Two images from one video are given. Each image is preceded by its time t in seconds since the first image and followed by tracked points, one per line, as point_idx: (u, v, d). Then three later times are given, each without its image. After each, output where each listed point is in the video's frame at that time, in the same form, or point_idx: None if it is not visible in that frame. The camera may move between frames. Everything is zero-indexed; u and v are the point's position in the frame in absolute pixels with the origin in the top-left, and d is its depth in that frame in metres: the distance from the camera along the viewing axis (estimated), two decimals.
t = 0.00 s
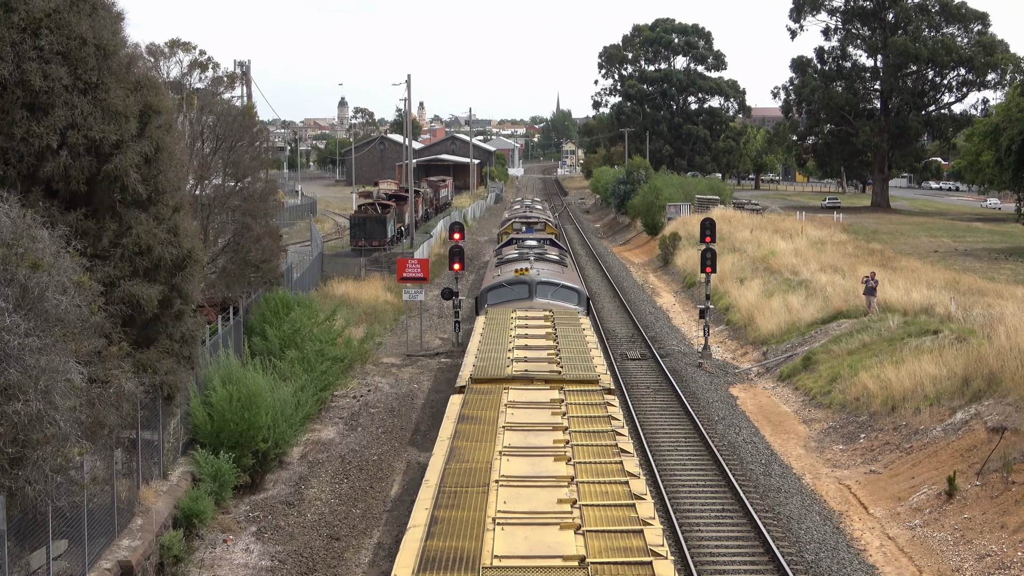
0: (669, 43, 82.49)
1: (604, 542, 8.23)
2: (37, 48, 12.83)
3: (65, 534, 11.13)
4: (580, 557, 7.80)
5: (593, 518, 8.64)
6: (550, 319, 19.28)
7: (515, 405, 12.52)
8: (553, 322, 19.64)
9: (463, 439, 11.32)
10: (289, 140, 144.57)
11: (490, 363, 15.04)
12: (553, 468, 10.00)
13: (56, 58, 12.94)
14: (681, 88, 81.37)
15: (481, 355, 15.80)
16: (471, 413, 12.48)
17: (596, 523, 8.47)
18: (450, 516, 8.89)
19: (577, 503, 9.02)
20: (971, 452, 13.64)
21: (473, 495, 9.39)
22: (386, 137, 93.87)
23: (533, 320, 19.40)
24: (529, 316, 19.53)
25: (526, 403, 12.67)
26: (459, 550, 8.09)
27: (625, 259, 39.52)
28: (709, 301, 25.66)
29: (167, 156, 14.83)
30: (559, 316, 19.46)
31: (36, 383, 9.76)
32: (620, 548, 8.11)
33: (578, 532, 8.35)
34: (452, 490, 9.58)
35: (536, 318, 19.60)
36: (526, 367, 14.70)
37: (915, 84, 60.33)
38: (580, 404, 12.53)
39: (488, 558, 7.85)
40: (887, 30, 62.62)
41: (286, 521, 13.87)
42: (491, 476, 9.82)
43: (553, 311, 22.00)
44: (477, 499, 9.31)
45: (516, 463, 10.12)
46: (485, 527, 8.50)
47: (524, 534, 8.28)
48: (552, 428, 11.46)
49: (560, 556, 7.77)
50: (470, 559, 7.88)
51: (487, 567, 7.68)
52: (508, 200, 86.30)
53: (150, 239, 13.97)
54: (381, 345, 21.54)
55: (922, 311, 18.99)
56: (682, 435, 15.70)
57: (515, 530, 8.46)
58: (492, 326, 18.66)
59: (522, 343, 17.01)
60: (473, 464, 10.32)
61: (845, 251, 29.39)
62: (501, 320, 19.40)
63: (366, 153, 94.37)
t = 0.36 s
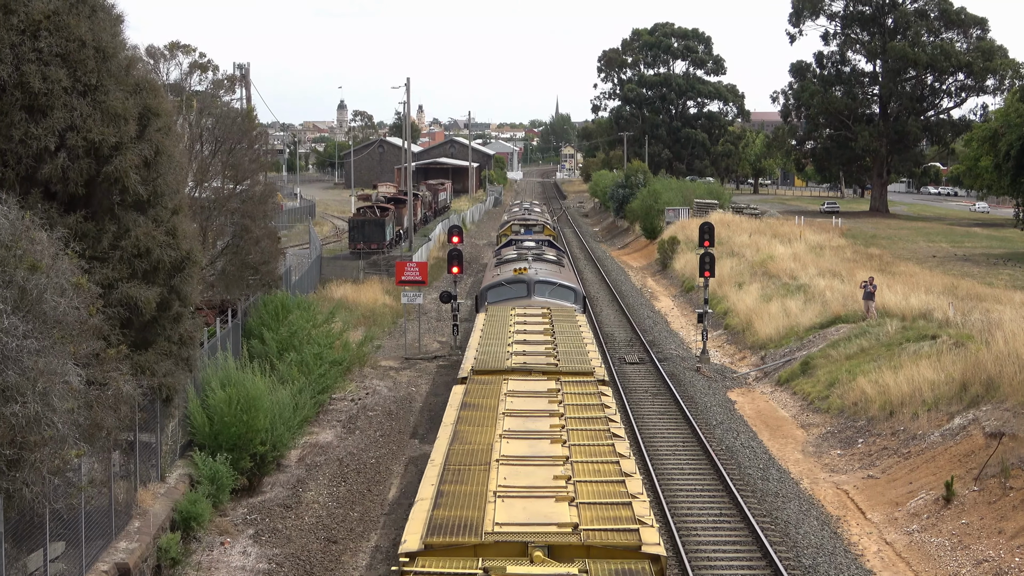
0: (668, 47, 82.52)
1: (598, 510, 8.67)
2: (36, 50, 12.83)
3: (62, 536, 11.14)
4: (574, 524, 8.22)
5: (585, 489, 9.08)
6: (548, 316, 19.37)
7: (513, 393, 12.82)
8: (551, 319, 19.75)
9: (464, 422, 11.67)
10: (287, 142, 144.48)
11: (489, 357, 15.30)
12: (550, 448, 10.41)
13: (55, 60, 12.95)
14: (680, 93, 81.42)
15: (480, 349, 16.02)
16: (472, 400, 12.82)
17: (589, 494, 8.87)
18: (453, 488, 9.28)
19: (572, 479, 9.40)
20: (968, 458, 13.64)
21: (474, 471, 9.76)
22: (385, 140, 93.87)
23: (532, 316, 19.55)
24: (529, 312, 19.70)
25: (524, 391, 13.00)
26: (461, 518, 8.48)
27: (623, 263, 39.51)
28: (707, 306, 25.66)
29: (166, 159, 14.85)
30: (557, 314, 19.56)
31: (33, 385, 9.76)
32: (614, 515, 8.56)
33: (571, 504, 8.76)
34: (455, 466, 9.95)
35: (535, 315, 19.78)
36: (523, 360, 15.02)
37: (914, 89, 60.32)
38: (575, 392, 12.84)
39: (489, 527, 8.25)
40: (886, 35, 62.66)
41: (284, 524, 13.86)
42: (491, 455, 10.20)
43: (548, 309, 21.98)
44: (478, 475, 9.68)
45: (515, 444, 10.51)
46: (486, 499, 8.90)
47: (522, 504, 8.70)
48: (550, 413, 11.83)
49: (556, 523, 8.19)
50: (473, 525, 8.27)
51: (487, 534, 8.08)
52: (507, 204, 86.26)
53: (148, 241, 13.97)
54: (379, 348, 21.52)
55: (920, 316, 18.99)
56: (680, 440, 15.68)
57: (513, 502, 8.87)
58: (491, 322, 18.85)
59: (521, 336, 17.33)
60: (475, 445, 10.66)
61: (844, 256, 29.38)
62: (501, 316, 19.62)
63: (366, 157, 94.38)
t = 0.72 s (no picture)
0: (666, 49, 82.52)
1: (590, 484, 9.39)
2: (33, 49, 12.84)
3: (58, 536, 11.14)
4: (567, 493, 9.04)
5: (578, 463, 9.84)
6: (545, 312, 19.50)
7: (511, 381, 13.42)
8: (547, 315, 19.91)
9: (466, 406, 12.32)
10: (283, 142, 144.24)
11: (488, 348, 15.78)
12: (545, 429, 11.11)
13: (52, 60, 12.96)
14: (677, 94, 81.48)
15: (479, 340, 16.48)
16: (473, 385, 13.47)
17: (581, 468, 9.65)
18: (456, 463, 10.00)
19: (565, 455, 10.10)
20: (965, 459, 13.65)
21: (475, 449, 10.45)
22: (382, 140, 93.84)
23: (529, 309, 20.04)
24: (525, 308, 19.91)
25: (521, 378, 13.63)
26: (464, 488, 9.21)
27: (620, 264, 39.50)
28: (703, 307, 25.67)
29: (163, 158, 14.83)
30: (553, 310, 19.73)
31: (29, 385, 9.76)
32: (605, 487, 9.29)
33: (565, 477, 9.52)
34: (456, 445, 10.62)
35: (532, 310, 20.06)
36: (521, 351, 15.58)
37: (911, 91, 60.35)
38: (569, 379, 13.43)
39: (489, 496, 8.98)
40: (883, 36, 62.70)
41: (280, 524, 13.86)
42: (491, 435, 10.88)
43: (545, 304, 21.99)
44: (479, 452, 10.39)
45: (514, 425, 11.19)
46: (487, 472, 9.64)
47: (520, 477, 9.42)
48: (545, 398, 12.43)
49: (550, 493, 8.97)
50: (474, 495, 8.99)
51: (487, 502, 8.82)
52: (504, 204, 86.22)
53: (145, 240, 13.96)
54: (376, 348, 21.53)
55: (917, 317, 18.99)
56: (675, 441, 15.66)
57: (511, 476, 9.59)
58: (488, 316, 19.17)
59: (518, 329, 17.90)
60: (474, 426, 11.31)
61: (840, 257, 29.39)
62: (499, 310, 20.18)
63: (363, 158, 94.22)
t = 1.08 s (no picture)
0: (661, 52, 82.52)
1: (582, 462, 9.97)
2: (29, 52, 12.87)
3: (53, 539, 11.14)
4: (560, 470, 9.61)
5: (571, 444, 10.41)
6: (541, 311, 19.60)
7: (505, 371, 13.90)
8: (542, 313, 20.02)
9: (466, 394, 12.87)
10: (279, 145, 144.22)
11: (485, 340, 16.23)
12: (540, 414, 11.68)
13: (48, 63, 12.97)
14: (672, 97, 81.54)
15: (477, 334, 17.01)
16: (472, 374, 14.03)
17: (573, 448, 10.19)
18: (456, 445, 10.59)
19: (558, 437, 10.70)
20: (960, 462, 13.65)
21: (474, 431, 11.01)
22: (378, 142, 93.83)
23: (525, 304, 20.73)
24: (521, 307, 20.02)
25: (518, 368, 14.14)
26: (464, 465, 9.81)
27: (616, 267, 39.53)
28: (699, 310, 25.66)
29: (159, 162, 14.83)
30: (547, 309, 19.80)
31: (25, 388, 9.75)
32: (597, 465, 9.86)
33: (558, 456, 10.06)
34: (458, 429, 11.18)
35: (527, 308, 20.28)
36: (517, 341, 16.09)
37: (907, 94, 60.41)
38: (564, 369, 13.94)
39: (486, 473, 9.55)
40: (879, 39, 62.77)
41: (275, 527, 13.85)
42: (490, 420, 11.44)
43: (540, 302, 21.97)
44: (478, 434, 10.97)
45: (509, 411, 11.76)
46: (485, 451, 10.19)
47: (516, 456, 9.98)
48: (541, 397, 12.42)
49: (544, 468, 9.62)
50: (474, 471, 9.58)
51: (487, 478, 9.40)
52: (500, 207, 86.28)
53: (141, 244, 13.96)
54: (372, 350, 21.53)
55: (913, 321, 18.98)
56: (672, 443, 15.67)
57: (508, 456, 10.14)
58: (485, 312, 19.60)
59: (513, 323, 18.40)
60: (473, 413, 11.85)
61: (836, 260, 29.39)
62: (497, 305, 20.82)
63: (359, 161, 94.18)
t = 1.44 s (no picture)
0: (657, 55, 82.43)
1: (573, 446, 11.00)
2: (25, 57, 12.89)
3: (50, 544, 11.14)
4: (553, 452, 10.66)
5: (563, 430, 11.37)
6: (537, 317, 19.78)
7: (503, 366, 14.88)
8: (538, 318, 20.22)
9: (465, 387, 13.86)
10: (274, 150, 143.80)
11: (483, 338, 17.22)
12: (534, 404, 12.74)
13: (44, 67, 12.99)
14: (667, 100, 81.54)
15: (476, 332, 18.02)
16: (470, 369, 15.04)
17: (566, 433, 11.23)
18: (457, 431, 11.59)
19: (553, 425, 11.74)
20: (956, 465, 13.66)
21: (473, 419, 12.02)
22: (373, 146, 93.73)
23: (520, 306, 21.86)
24: (518, 313, 20.19)
25: (514, 362, 15.14)
26: (463, 448, 10.85)
27: (612, 271, 39.51)
28: (695, 313, 25.66)
29: (155, 166, 14.83)
30: (544, 315, 19.94)
31: (21, 393, 9.75)
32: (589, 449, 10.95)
33: (551, 441, 11.11)
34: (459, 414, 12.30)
35: (523, 312, 20.53)
36: (512, 339, 17.05)
37: (902, 97, 60.49)
38: (557, 364, 14.95)
39: (486, 456, 10.53)
40: (874, 43, 62.80)
41: (272, 532, 13.84)
42: (488, 409, 12.45)
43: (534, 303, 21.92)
44: (477, 422, 11.98)
45: (506, 400, 12.85)
46: (483, 437, 11.20)
47: (513, 440, 11.01)
48: (538, 408, 12.47)
49: (539, 449, 10.65)
50: (474, 455, 10.59)
51: (486, 460, 10.40)
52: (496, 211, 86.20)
53: (136, 247, 13.96)
54: (368, 354, 21.52)
55: (909, 324, 18.98)
56: (668, 447, 15.68)
57: (505, 440, 11.16)
58: (481, 311, 20.55)
59: (508, 325, 19.11)
60: (471, 402, 12.89)
61: (832, 263, 29.42)
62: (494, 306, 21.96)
63: (355, 165, 94.01)
